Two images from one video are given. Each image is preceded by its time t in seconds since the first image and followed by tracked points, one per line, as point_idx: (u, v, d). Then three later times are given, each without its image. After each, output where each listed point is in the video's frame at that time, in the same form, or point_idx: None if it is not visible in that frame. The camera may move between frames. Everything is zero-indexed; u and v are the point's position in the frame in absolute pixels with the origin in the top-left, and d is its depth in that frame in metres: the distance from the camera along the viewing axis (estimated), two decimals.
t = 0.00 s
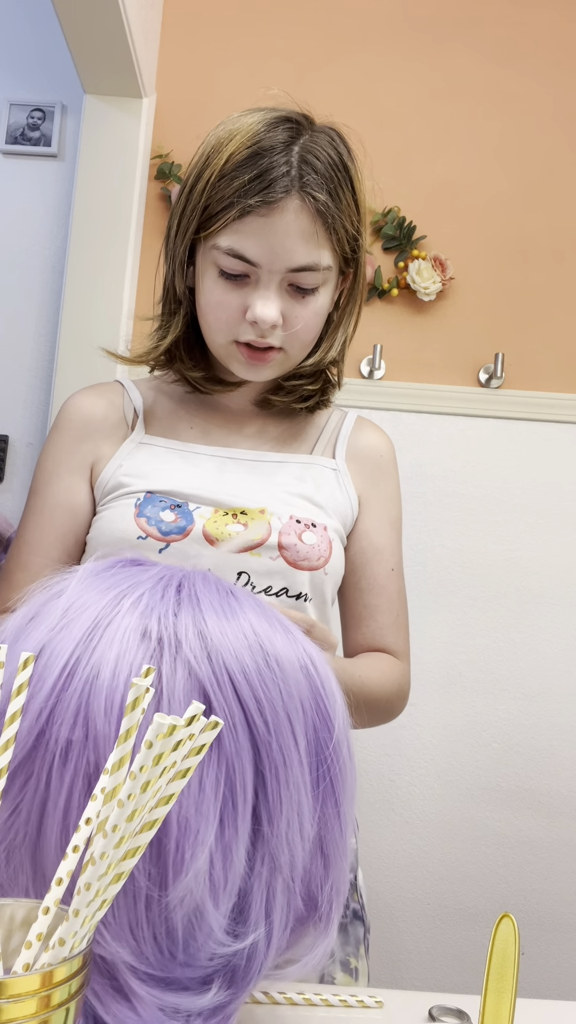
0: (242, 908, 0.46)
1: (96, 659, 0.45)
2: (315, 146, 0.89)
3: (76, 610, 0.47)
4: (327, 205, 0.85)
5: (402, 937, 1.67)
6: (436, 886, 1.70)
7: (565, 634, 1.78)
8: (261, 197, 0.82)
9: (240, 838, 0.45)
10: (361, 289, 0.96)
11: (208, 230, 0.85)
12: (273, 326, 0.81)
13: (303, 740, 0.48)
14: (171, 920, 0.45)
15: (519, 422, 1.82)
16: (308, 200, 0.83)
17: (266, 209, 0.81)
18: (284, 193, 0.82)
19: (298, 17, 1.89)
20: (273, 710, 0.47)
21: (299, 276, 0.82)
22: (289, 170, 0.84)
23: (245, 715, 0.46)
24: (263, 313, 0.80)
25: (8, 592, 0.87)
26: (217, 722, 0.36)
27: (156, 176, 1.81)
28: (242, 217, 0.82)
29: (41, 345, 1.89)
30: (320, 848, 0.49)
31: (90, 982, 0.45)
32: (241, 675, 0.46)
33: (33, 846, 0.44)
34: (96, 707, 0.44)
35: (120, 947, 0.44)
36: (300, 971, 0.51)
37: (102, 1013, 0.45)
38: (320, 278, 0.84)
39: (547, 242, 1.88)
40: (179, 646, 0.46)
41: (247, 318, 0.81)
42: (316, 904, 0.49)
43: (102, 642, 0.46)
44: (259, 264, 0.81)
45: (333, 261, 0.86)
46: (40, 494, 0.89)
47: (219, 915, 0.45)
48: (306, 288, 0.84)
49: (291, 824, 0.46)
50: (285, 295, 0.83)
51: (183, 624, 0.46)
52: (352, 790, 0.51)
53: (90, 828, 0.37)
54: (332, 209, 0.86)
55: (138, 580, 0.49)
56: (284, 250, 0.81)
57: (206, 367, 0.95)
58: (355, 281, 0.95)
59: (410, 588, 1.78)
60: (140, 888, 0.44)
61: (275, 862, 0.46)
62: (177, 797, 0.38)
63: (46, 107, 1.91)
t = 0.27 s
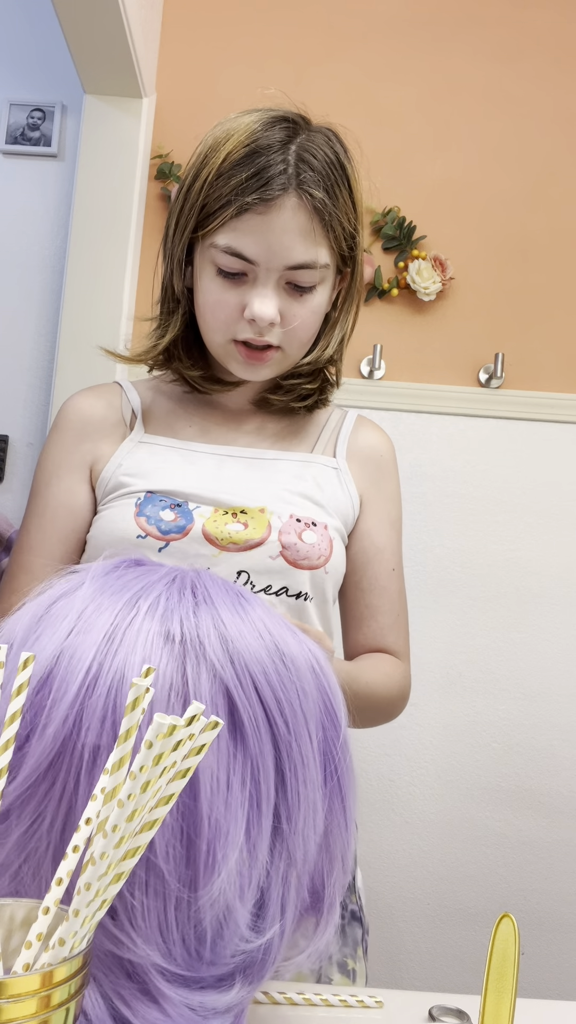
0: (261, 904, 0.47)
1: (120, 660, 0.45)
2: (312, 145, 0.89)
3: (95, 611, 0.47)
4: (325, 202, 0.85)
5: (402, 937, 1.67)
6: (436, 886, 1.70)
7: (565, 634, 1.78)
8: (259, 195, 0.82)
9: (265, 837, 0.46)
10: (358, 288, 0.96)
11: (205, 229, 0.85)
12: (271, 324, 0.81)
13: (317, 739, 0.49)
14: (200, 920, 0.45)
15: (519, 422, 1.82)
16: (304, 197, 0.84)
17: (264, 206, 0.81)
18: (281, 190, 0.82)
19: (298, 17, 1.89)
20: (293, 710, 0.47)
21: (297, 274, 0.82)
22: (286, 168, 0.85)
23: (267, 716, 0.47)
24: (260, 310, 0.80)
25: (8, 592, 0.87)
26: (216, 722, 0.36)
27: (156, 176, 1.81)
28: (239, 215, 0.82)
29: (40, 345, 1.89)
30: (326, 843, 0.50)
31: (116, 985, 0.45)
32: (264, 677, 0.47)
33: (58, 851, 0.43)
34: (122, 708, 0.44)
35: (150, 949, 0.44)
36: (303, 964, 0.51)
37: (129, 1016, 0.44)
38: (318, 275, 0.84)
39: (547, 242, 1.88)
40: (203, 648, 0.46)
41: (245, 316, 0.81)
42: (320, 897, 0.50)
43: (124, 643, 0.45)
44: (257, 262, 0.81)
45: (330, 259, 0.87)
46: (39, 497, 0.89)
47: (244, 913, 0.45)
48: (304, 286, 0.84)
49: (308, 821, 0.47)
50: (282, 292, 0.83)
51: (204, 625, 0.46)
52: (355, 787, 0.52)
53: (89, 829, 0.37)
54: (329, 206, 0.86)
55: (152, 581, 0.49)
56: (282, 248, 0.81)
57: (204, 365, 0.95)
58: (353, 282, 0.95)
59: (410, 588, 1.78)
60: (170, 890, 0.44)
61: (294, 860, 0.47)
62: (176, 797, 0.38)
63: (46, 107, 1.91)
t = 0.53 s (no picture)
0: (263, 902, 0.47)
1: (123, 659, 0.45)
2: (312, 144, 0.89)
3: (96, 611, 0.47)
4: (324, 201, 0.85)
5: (402, 936, 1.67)
6: (436, 886, 1.70)
7: (565, 634, 1.78)
8: (258, 192, 0.82)
9: (267, 834, 0.46)
10: (357, 287, 0.96)
11: (205, 228, 0.85)
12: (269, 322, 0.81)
13: (316, 737, 0.49)
14: (203, 917, 0.45)
15: (519, 422, 1.82)
16: (304, 195, 0.84)
17: (263, 204, 0.81)
18: (280, 188, 0.82)
19: (298, 17, 1.89)
20: (294, 708, 0.48)
21: (296, 272, 0.82)
22: (285, 167, 0.85)
23: (268, 714, 0.47)
24: (259, 308, 0.80)
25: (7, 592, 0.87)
26: (216, 722, 0.36)
27: (155, 176, 1.80)
28: (238, 213, 0.82)
29: (40, 345, 1.89)
30: (325, 840, 0.50)
31: (119, 982, 0.45)
32: (265, 676, 0.47)
33: (62, 850, 0.43)
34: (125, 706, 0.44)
35: (154, 947, 0.44)
36: (302, 959, 0.51)
37: (134, 1014, 0.44)
38: (317, 274, 0.84)
39: (547, 242, 1.88)
40: (205, 647, 0.46)
41: (243, 314, 0.81)
42: (319, 893, 0.50)
43: (127, 642, 0.45)
44: (256, 261, 0.81)
45: (329, 258, 0.87)
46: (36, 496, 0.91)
47: (248, 910, 0.45)
48: (303, 284, 0.84)
49: (309, 818, 0.47)
50: (281, 291, 0.83)
51: (206, 624, 0.47)
52: (353, 784, 0.52)
53: (89, 828, 0.37)
54: (328, 205, 0.86)
55: (152, 581, 0.49)
56: (281, 246, 0.81)
57: (203, 363, 0.95)
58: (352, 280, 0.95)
59: (410, 588, 1.78)
60: (174, 888, 0.44)
61: (296, 857, 0.47)
62: (176, 797, 0.38)
63: (46, 107, 1.91)
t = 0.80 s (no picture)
0: (273, 902, 0.47)
1: (138, 660, 0.45)
2: (308, 142, 0.89)
3: (110, 611, 0.47)
4: (320, 197, 0.85)
5: (402, 937, 1.67)
6: (436, 886, 1.70)
7: (565, 634, 1.78)
8: (254, 189, 0.82)
9: (279, 834, 0.46)
10: (355, 284, 0.96)
11: (202, 225, 0.85)
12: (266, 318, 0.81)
13: (325, 737, 0.49)
14: (217, 918, 0.45)
15: (519, 422, 1.82)
16: (300, 191, 0.84)
17: (259, 199, 0.82)
18: (276, 184, 0.82)
19: (298, 17, 1.89)
20: (304, 710, 0.48)
21: (292, 268, 0.82)
22: (281, 164, 0.85)
23: (280, 715, 0.47)
24: (256, 304, 0.79)
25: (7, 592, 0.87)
26: (216, 722, 0.36)
27: (156, 176, 1.81)
28: (235, 208, 0.82)
29: (40, 345, 1.89)
30: (332, 840, 0.50)
31: (132, 983, 0.45)
32: (277, 677, 0.47)
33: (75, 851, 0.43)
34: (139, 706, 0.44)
35: (169, 947, 0.44)
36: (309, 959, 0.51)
37: (148, 1016, 0.44)
38: (314, 270, 0.84)
39: (547, 242, 1.88)
40: (219, 648, 0.46)
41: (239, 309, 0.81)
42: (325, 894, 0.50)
43: (141, 644, 0.45)
44: (252, 257, 0.81)
45: (326, 254, 0.86)
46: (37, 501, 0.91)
47: (260, 911, 0.45)
48: (300, 280, 0.83)
49: (319, 819, 0.48)
50: (278, 287, 0.82)
51: (219, 625, 0.47)
52: (356, 784, 0.53)
53: (90, 828, 0.37)
54: (325, 201, 0.86)
55: (163, 581, 0.49)
56: (277, 242, 0.81)
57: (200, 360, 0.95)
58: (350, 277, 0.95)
59: (409, 588, 1.78)
60: (189, 889, 0.44)
61: (306, 857, 0.47)
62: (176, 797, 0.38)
63: (46, 107, 1.91)
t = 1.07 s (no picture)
0: (269, 902, 0.47)
1: (133, 660, 0.45)
2: (300, 139, 0.89)
3: (106, 612, 0.47)
4: (311, 193, 0.85)
5: (402, 937, 1.67)
6: (436, 886, 1.70)
7: (565, 634, 1.78)
8: (246, 184, 0.82)
9: (276, 834, 0.46)
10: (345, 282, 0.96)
11: (193, 221, 0.85)
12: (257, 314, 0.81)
13: (322, 737, 0.49)
14: (213, 918, 0.45)
15: (519, 422, 1.82)
16: (291, 188, 0.84)
17: (251, 195, 0.81)
18: (268, 180, 0.82)
19: (298, 17, 1.89)
20: (301, 710, 0.48)
21: (283, 265, 0.82)
22: (272, 160, 0.85)
23: (277, 715, 0.47)
24: (247, 300, 0.79)
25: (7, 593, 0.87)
26: (216, 722, 0.36)
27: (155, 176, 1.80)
28: (226, 204, 0.82)
29: (40, 345, 1.89)
30: (331, 841, 0.50)
31: (128, 983, 0.45)
32: (274, 677, 0.47)
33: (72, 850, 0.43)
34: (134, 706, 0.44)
35: (164, 947, 0.44)
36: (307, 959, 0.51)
37: (144, 1014, 0.45)
38: (306, 266, 0.84)
39: (547, 242, 1.88)
40: (214, 647, 0.46)
41: (230, 306, 0.80)
42: (323, 894, 0.50)
43: (136, 643, 0.45)
44: (243, 253, 0.81)
45: (317, 251, 0.86)
46: (31, 498, 0.89)
47: (256, 910, 0.45)
48: (291, 277, 0.83)
49: (316, 819, 0.48)
50: (269, 284, 0.82)
51: (215, 625, 0.47)
52: (355, 783, 0.53)
53: (90, 828, 0.37)
54: (316, 198, 0.86)
55: (160, 581, 0.49)
56: (269, 238, 0.81)
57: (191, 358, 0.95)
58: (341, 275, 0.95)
59: (409, 587, 1.78)
60: (184, 889, 0.44)
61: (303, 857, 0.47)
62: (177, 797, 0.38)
63: (46, 107, 1.91)
